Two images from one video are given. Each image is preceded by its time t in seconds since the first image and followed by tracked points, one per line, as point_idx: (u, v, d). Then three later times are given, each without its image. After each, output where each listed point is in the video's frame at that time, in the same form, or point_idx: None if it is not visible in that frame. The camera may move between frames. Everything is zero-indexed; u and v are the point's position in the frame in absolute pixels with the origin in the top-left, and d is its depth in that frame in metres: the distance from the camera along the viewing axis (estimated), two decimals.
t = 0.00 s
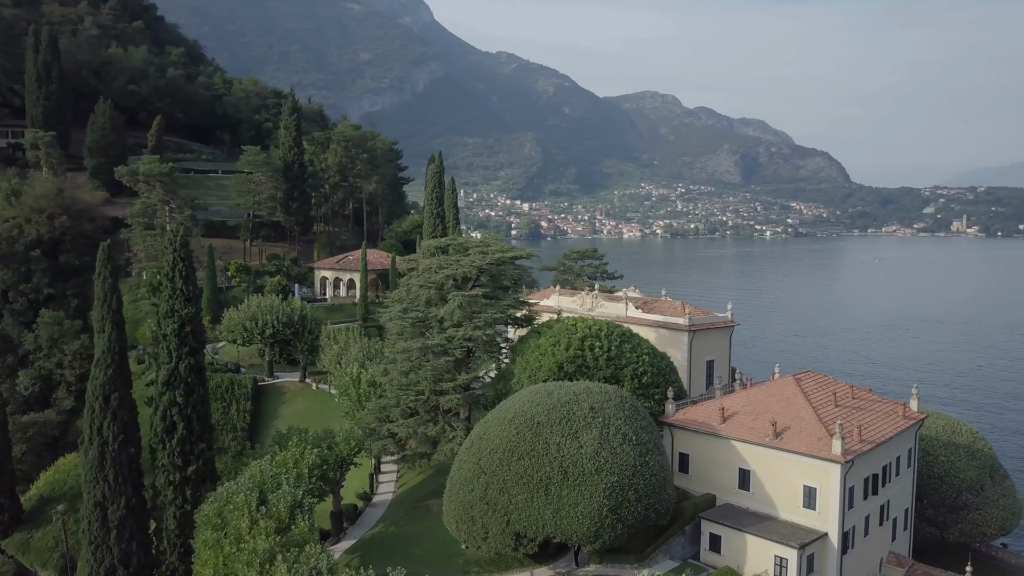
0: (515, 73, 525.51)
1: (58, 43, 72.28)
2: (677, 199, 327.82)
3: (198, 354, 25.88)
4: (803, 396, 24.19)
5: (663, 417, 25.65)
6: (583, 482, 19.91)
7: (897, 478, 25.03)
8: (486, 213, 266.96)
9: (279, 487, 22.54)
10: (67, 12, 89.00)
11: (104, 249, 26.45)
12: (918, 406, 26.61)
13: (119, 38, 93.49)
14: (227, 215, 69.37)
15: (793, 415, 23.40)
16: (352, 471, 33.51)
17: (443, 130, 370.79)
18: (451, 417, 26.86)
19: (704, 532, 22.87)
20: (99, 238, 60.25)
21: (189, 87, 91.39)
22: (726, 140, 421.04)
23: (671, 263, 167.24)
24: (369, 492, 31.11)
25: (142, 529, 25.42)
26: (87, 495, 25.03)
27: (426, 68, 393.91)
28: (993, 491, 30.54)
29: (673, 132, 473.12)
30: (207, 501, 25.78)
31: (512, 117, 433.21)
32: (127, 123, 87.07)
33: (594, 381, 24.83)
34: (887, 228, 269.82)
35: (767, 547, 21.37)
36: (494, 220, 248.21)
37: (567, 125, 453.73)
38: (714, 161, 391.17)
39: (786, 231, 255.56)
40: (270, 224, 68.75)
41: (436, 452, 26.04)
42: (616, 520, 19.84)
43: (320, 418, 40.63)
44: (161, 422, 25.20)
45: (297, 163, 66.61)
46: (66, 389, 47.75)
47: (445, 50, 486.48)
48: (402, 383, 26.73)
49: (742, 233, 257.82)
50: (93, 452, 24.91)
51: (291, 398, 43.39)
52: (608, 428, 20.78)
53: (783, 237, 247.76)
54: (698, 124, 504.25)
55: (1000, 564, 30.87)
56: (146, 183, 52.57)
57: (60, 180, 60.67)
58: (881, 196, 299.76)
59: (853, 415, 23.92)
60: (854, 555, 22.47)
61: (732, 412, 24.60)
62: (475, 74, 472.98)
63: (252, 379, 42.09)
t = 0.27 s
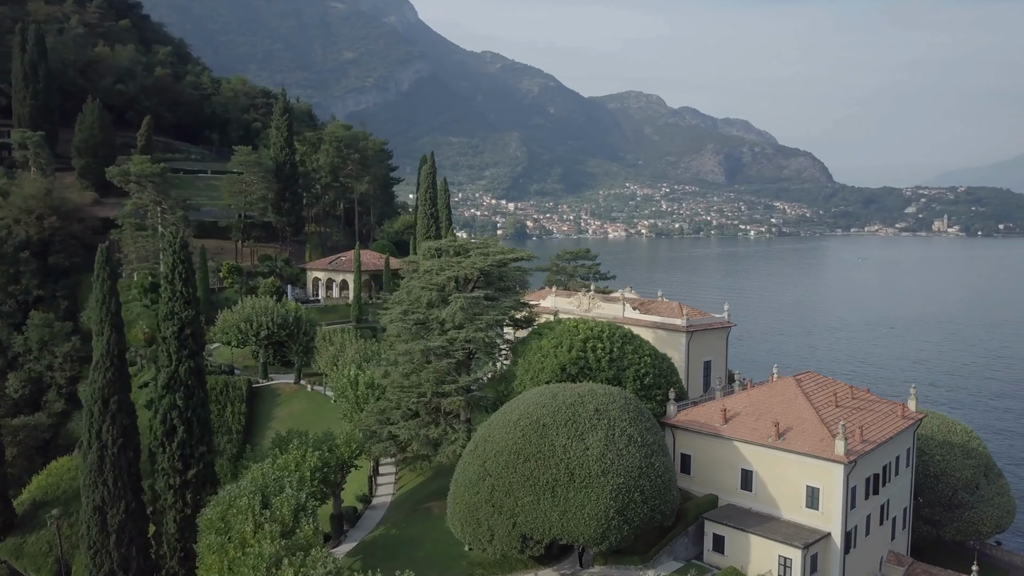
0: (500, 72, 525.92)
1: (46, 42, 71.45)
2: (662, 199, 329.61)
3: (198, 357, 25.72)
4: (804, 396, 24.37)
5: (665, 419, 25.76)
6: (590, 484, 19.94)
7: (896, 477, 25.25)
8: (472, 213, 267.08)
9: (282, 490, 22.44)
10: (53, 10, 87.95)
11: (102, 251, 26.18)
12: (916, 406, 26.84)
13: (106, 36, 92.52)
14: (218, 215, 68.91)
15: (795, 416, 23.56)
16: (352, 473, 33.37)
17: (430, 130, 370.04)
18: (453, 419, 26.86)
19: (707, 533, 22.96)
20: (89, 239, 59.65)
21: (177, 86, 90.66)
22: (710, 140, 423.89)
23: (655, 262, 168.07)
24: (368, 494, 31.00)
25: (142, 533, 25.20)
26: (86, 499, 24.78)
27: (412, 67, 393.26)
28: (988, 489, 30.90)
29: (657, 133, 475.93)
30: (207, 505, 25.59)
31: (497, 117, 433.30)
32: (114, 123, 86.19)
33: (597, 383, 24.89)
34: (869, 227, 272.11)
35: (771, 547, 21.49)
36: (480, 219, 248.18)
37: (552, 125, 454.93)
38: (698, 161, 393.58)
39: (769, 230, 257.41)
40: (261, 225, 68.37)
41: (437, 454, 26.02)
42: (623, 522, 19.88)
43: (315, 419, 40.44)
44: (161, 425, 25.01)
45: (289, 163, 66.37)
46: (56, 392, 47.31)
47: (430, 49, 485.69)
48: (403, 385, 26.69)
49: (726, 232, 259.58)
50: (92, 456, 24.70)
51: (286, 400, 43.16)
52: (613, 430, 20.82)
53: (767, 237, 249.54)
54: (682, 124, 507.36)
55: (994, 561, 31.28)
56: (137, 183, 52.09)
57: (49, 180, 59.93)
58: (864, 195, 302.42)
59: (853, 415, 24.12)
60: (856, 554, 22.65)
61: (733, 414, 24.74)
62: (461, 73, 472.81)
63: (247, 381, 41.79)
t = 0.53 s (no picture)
0: (487, 72, 526.03)
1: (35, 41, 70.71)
2: (648, 199, 331.22)
3: (199, 360, 25.56)
4: (806, 397, 24.54)
5: (668, 420, 25.86)
6: (597, 485, 19.98)
7: (897, 477, 25.45)
8: (459, 213, 267.05)
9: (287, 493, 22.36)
10: (40, 9, 87.07)
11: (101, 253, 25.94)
12: (916, 406, 27.04)
13: (94, 35, 91.71)
14: (210, 216, 68.48)
15: (798, 417, 23.71)
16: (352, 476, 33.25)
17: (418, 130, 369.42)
18: (456, 420, 26.86)
19: (712, 533, 23.06)
20: (81, 240, 59.14)
21: (167, 86, 90.01)
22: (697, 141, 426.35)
23: (642, 262, 168.57)
24: (369, 496, 30.92)
25: (142, 538, 25.01)
26: (86, 504, 24.55)
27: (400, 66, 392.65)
28: (985, 489, 31.22)
29: (644, 133, 478.26)
30: (209, 508, 25.43)
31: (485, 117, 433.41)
32: (103, 123, 85.42)
33: (600, 385, 24.94)
34: (853, 227, 274.09)
35: (776, 547, 21.60)
36: (467, 220, 247.96)
37: (539, 125, 455.90)
38: (684, 162, 396.89)
39: (755, 230, 259.07)
40: (254, 226, 68.06)
41: (441, 456, 26.02)
42: (630, 524, 19.93)
43: (312, 421, 40.31)
44: (162, 429, 24.82)
45: (282, 164, 66.15)
46: (48, 395, 46.93)
47: (417, 48, 484.85)
48: (406, 387, 26.67)
49: (712, 232, 261.00)
50: (92, 460, 24.50)
51: (282, 402, 42.94)
52: (620, 431, 20.87)
53: (753, 236, 251.20)
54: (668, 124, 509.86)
55: (990, 558, 31.66)
56: (130, 184, 51.67)
57: (39, 180, 59.30)
58: (848, 196, 304.77)
59: (856, 416, 24.28)
60: (859, 554, 22.80)
61: (736, 414, 24.91)
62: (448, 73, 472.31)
63: (243, 383, 41.53)
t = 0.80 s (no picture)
0: (477, 71, 525.86)
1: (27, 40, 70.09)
2: (638, 198, 332.52)
3: (202, 362, 25.44)
4: (810, 398, 24.65)
5: (672, 421, 25.94)
6: (605, 487, 20.01)
7: (899, 477, 25.60)
8: (449, 212, 266.98)
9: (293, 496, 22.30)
10: (31, 8, 86.31)
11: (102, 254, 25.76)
12: (917, 406, 27.20)
13: (85, 34, 91.00)
14: (205, 216, 68.15)
15: (802, 418, 23.81)
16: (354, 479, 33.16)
17: (409, 129, 368.62)
18: (459, 422, 26.89)
19: (717, 533, 23.12)
20: (75, 241, 58.75)
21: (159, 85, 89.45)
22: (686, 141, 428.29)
23: (631, 261, 168.94)
24: (371, 498, 30.85)
25: (145, 541, 24.90)
26: (89, 507, 24.41)
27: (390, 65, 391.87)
28: (984, 488, 31.48)
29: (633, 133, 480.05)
30: (212, 511, 25.32)
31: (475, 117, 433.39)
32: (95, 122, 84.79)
33: (605, 386, 25.00)
34: (842, 227, 275.20)
35: (782, 548, 21.69)
36: (457, 220, 247.65)
37: (529, 125, 456.63)
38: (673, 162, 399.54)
39: (744, 230, 260.12)
40: (250, 226, 67.82)
41: (445, 458, 26.03)
42: (638, 525, 19.98)
43: (310, 422, 40.18)
44: (166, 431, 24.71)
45: (278, 165, 65.98)
46: (43, 397, 46.62)
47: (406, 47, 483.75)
48: (410, 389, 26.68)
49: (702, 232, 261.87)
50: (95, 463, 24.35)
51: (280, 403, 42.75)
52: (627, 433, 20.90)
53: (742, 236, 252.23)
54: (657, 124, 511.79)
55: (989, 556, 31.86)
56: (126, 184, 51.32)
57: (32, 180, 58.78)
58: (837, 196, 306.17)
59: (859, 416, 24.40)
60: (863, 553, 22.92)
61: (740, 415, 25.01)
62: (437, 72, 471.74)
63: (241, 385, 41.40)
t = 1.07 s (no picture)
0: (466, 71, 525.68)
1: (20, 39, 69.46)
2: (626, 198, 333.90)
3: (207, 365, 25.28)
4: (815, 398, 24.79)
5: (677, 422, 26.02)
6: (615, 489, 20.04)
7: (902, 477, 25.76)
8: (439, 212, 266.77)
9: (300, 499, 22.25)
10: (21, 7, 85.54)
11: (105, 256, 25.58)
12: (919, 406, 27.36)
13: (77, 33, 90.31)
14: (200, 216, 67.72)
15: (807, 418, 23.93)
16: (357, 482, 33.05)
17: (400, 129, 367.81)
18: (464, 423, 26.95)
19: (724, 534, 23.20)
20: (70, 241, 58.25)
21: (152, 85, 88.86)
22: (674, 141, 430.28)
23: (620, 261, 169.30)
24: (373, 500, 30.77)
25: (149, 545, 24.77)
26: (92, 510, 24.21)
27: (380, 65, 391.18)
28: (984, 487, 31.75)
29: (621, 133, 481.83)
30: (217, 514, 25.21)
31: (465, 116, 433.30)
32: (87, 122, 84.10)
33: (611, 387, 25.07)
34: (829, 227, 276.76)
35: (789, 548, 21.80)
36: (446, 220, 247.20)
37: (518, 125, 457.27)
38: (661, 161, 402.66)
39: (733, 229, 261.16)
40: (245, 227, 67.55)
41: (451, 459, 26.07)
42: (647, 526, 20.03)
43: (311, 424, 40.06)
44: (170, 434, 24.56)
45: (274, 165, 65.79)
46: (38, 399, 46.22)
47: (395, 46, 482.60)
48: (416, 390, 26.74)
49: (690, 232, 262.73)
50: (98, 467, 24.18)
51: (279, 404, 42.59)
52: (636, 434, 20.94)
53: (731, 236, 253.16)
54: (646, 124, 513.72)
55: (989, 555, 32.08)
56: (121, 185, 51.07)
57: (26, 181, 58.26)
58: (824, 196, 307.73)
59: (864, 417, 24.54)
60: (868, 553, 23.06)
61: (745, 416, 25.11)
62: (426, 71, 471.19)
63: (240, 386, 41.25)
